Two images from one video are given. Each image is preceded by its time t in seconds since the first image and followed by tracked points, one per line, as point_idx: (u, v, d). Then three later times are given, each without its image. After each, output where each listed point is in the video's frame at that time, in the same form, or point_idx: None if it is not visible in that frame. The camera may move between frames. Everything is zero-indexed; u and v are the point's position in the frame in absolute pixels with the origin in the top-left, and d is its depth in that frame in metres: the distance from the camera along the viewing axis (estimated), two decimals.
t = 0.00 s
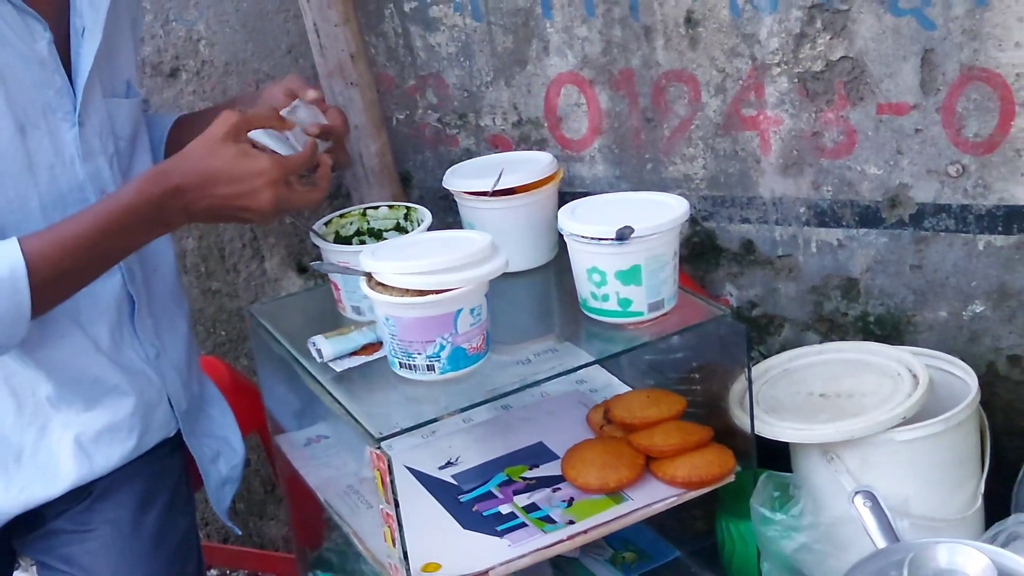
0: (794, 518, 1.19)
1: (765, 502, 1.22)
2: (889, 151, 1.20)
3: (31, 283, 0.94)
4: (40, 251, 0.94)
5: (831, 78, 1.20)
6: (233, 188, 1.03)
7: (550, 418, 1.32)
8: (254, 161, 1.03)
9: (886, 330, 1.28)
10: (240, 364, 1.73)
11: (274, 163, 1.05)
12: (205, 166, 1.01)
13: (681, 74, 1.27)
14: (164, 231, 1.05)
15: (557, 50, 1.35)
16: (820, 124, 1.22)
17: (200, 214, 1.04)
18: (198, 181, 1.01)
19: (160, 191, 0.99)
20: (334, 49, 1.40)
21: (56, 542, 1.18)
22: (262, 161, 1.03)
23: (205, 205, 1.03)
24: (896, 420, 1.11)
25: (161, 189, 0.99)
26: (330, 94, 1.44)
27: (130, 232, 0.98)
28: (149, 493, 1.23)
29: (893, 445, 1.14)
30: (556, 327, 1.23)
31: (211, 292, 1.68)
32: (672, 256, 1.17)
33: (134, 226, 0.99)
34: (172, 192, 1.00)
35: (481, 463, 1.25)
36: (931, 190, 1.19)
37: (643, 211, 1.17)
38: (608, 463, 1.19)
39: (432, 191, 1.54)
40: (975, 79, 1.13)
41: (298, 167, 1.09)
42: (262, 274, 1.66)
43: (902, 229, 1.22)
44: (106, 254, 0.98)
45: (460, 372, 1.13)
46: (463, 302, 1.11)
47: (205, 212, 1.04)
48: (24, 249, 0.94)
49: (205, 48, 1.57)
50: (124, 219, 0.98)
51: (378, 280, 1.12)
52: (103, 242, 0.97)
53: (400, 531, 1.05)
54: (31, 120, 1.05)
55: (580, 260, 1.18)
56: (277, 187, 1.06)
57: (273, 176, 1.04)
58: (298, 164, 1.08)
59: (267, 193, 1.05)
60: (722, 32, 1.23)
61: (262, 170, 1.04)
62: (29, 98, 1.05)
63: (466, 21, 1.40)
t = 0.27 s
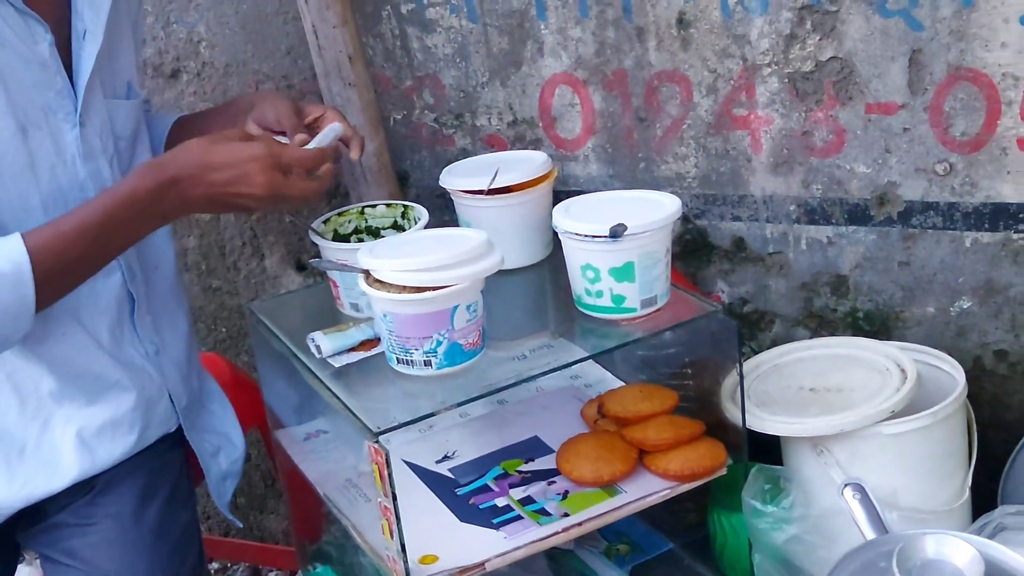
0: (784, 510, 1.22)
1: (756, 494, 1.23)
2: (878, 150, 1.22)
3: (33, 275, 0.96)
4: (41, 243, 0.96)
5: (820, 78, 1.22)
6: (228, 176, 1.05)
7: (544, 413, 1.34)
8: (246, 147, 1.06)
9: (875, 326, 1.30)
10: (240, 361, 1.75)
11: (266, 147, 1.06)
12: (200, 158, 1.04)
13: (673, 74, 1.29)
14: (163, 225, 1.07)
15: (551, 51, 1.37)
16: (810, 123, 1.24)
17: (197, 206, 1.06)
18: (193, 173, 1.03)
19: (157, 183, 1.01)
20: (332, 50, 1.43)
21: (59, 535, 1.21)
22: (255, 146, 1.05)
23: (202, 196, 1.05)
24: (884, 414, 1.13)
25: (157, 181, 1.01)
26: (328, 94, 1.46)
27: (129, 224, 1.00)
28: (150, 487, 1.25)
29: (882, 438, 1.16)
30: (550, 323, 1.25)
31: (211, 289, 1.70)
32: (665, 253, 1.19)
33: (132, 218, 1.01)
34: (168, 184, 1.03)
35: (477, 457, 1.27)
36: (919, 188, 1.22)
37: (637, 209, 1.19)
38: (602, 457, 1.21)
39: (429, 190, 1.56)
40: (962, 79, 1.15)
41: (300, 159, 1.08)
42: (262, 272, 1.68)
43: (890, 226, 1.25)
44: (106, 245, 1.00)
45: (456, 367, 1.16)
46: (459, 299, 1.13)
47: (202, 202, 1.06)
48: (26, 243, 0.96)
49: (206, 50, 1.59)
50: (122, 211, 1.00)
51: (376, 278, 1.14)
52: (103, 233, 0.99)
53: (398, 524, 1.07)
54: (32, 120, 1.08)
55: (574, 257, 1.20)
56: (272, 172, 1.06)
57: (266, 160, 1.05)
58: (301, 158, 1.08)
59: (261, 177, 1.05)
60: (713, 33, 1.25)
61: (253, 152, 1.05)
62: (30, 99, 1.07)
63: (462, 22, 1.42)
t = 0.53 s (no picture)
0: (765, 491, 1.28)
1: (738, 477, 1.30)
2: (855, 149, 1.28)
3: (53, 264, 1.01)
4: (61, 236, 1.01)
5: (800, 80, 1.28)
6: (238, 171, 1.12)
7: (537, 400, 1.41)
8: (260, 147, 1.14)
9: (851, 316, 1.37)
10: (246, 351, 1.81)
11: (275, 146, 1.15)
12: (214, 154, 1.11)
13: (660, 77, 1.36)
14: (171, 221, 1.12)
15: (544, 55, 1.43)
16: (790, 123, 1.30)
17: (209, 201, 1.13)
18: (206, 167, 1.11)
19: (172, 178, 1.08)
20: (335, 54, 1.49)
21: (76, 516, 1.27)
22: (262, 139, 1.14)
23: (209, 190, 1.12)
24: (860, 400, 1.19)
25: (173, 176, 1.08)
26: (331, 96, 1.53)
27: (144, 217, 1.06)
28: (161, 470, 1.31)
29: (858, 424, 1.22)
30: (543, 314, 1.32)
31: (219, 283, 1.76)
32: (652, 247, 1.25)
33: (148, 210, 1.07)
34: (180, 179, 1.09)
35: (473, 441, 1.33)
36: (893, 185, 1.28)
37: (626, 205, 1.25)
38: (592, 441, 1.27)
39: (427, 188, 1.63)
40: (934, 82, 1.21)
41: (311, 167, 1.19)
42: (267, 266, 1.74)
43: (866, 222, 1.31)
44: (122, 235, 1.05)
45: (453, 355, 1.22)
46: (457, 291, 1.19)
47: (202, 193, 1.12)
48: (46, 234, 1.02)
49: (214, 54, 1.66)
50: (139, 203, 1.06)
51: (377, 271, 1.20)
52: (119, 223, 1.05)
53: (398, 504, 1.13)
54: (49, 120, 1.13)
55: (566, 251, 1.27)
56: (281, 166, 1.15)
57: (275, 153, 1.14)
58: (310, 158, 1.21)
59: (274, 176, 1.14)
60: (698, 38, 1.31)
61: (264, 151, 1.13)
62: (48, 100, 1.13)
63: (459, 27, 1.48)
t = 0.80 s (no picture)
0: (750, 472, 1.32)
1: (725, 459, 1.35)
2: (838, 142, 1.33)
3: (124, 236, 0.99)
4: (139, 212, 1.00)
5: (786, 77, 1.32)
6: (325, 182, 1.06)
7: (531, 385, 1.46)
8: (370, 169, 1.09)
9: (834, 304, 1.42)
10: (251, 338, 1.86)
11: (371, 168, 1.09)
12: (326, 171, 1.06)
13: (650, 73, 1.40)
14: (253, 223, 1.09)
15: (538, 51, 1.47)
16: (776, 118, 1.35)
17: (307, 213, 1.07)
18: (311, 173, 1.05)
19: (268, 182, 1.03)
20: (336, 50, 1.53)
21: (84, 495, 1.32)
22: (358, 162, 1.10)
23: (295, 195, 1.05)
24: (843, 385, 1.24)
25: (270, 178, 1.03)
26: (333, 91, 1.57)
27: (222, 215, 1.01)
28: (167, 451, 1.36)
29: (840, 408, 1.26)
30: (537, 301, 1.36)
31: (224, 272, 1.81)
32: (643, 237, 1.30)
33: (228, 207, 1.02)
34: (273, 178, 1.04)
35: (469, 424, 1.38)
36: (875, 178, 1.32)
37: (617, 197, 1.30)
38: (584, 424, 1.32)
39: (426, 180, 1.68)
40: (915, 78, 1.25)
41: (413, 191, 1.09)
42: (271, 255, 1.79)
43: (849, 213, 1.36)
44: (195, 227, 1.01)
45: (450, 341, 1.27)
46: (454, 278, 1.24)
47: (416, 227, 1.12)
48: (126, 211, 1.00)
49: (219, 49, 1.70)
50: (214, 198, 1.02)
51: (377, 260, 1.25)
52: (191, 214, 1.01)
53: (396, 484, 1.18)
54: (55, 111, 1.16)
55: (559, 241, 1.31)
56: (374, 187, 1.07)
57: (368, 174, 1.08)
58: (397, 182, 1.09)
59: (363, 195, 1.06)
60: (688, 35, 1.35)
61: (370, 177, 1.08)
62: (54, 91, 1.15)
63: (456, 24, 1.53)
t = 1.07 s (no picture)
0: (742, 454, 1.35)
1: (717, 441, 1.37)
2: (830, 131, 1.35)
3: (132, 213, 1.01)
4: (144, 187, 1.02)
5: (778, 65, 1.34)
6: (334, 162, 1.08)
7: (527, 368, 1.48)
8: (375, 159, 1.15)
9: (825, 290, 1.44)
10: (251, 322, 1.88)
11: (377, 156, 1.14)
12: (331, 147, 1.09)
13: (645, 62, 1.42)
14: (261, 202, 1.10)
15: (535, 40, 1.49)
16: (769, 106, 1.37)
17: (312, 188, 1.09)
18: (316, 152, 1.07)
19: (274, 157, 1.05)
20: (335, 38, 1.56)
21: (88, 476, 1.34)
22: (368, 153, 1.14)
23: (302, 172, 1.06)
24: (833, 368, 1.26)
25: (276, 153, 1.05)
26: (332, 78, 1.60)
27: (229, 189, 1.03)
28: (169, 432, 1.38)
29: (831, 391, 1.29)
30: (533, 287, 1.39)
31: (225, 257, 1.83)
32: (637, 222, 1.32)
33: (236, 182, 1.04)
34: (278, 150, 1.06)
35: (465, 407, 1.40)
36: (866, 166, 1.34)
37: (612, 183, 1.32)
38: (579, 407, 1.34)
39: (424, 167, 1.70)
40: (906, 67, 1.27)
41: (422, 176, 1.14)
42: (271, 241, 1.81)
43: (840, 200, 1.38)
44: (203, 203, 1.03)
45: (447, 324, 1.29)
46: (450, 263, 1.26)
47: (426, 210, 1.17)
48: (133, 187, 1.02)
49: (220, 38, 1.72)
50: (222, 173, 1.03)
51: (375, 244, 1.27)
52: (198, 190, 1.03)
53: (393, 465, 1.20)
54: (64, 93, 1.18)
55: (555, 226, 1.33)
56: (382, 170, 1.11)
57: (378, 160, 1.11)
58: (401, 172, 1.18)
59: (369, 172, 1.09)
60: (682, 24, 1.37)
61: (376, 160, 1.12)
62: (62, 74, 1.17)
63: (454, 13, 1.54)
